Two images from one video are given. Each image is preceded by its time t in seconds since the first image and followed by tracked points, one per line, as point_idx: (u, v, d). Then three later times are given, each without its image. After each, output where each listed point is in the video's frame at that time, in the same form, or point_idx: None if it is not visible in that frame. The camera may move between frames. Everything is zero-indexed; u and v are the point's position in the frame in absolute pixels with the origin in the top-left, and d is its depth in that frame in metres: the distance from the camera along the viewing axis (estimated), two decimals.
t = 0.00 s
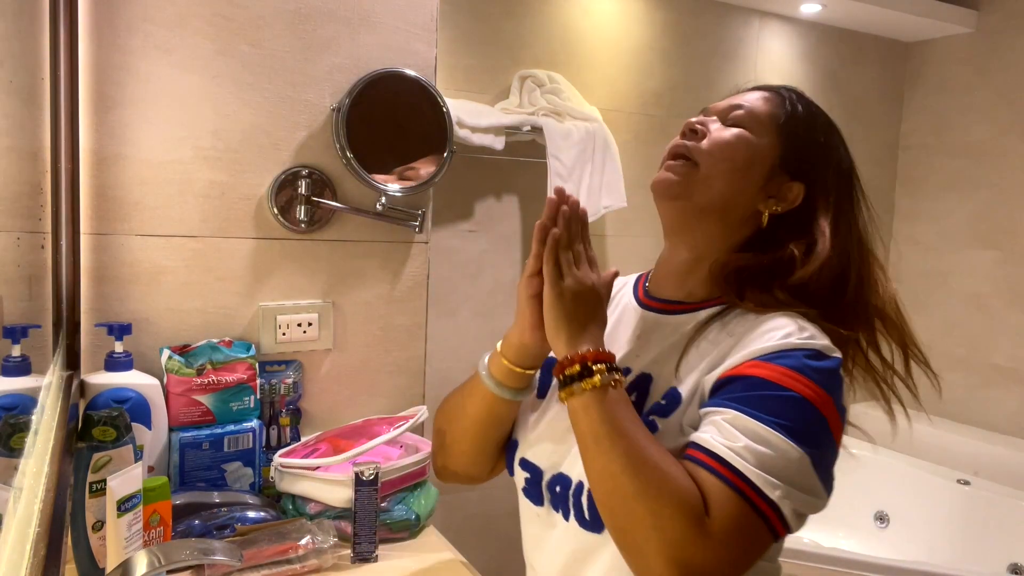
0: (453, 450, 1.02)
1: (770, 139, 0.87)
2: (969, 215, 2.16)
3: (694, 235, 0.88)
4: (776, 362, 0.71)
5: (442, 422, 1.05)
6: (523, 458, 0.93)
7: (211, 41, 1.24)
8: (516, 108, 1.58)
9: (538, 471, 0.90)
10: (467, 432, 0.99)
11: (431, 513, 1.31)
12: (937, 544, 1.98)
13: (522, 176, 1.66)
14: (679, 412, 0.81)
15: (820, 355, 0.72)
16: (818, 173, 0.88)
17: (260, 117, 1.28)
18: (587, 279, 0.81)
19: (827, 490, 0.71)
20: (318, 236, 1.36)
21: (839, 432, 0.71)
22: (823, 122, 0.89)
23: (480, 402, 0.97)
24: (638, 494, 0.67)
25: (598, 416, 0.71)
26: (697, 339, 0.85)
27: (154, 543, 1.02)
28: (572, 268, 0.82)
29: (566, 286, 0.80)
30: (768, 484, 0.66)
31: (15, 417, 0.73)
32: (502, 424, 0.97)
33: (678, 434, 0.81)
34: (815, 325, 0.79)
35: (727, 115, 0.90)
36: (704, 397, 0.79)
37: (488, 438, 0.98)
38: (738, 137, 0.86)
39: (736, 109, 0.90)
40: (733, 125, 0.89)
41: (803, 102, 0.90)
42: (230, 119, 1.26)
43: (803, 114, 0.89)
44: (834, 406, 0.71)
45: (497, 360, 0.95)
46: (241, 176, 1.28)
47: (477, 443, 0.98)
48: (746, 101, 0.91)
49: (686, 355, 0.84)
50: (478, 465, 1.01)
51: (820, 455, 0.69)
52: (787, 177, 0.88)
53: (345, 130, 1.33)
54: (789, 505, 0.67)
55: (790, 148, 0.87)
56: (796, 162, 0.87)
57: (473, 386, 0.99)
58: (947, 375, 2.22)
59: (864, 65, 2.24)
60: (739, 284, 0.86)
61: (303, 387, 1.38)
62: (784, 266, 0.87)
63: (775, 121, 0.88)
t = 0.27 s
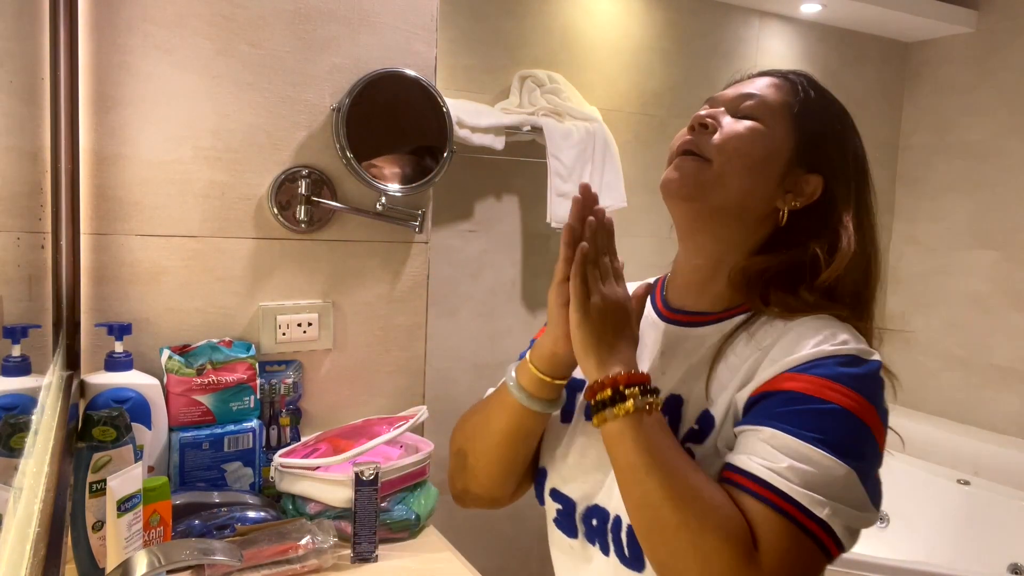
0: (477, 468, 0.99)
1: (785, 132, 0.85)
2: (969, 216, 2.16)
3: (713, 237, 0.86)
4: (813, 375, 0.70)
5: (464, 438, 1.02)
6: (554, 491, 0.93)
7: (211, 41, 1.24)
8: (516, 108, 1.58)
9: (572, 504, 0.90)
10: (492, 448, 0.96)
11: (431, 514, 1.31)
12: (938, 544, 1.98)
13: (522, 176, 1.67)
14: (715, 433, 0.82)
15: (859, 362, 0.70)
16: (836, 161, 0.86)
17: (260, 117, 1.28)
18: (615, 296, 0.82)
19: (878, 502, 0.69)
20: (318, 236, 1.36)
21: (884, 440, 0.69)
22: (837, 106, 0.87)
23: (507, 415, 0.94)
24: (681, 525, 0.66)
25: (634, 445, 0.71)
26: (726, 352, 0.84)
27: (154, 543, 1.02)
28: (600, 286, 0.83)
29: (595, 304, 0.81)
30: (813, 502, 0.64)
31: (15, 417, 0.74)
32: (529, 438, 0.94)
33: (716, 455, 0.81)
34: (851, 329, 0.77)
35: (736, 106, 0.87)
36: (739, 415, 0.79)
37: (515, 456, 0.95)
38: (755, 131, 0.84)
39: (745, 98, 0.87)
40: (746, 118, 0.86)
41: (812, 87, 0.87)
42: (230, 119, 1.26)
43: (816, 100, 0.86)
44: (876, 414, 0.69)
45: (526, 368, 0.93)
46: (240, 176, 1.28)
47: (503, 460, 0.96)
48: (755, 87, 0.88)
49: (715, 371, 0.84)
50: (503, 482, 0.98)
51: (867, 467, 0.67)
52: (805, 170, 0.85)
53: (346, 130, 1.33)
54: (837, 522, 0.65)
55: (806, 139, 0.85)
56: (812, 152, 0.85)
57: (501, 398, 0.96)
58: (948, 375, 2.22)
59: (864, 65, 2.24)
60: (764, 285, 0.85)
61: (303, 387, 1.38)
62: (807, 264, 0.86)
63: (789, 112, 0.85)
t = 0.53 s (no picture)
0: (486, 480, 0.98)
1: (779, 127, 0.84)
2: (969, 216, 2.16)
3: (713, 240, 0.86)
4: (815, 382, 0.68)
5: (470, 451, 1.01)
6: (563, 502, 0.92)
7: (211, 41, 1.24)
8: (516, 108, 1.58)
9: (580, 515, 0.90)
10: (502, 462, 0.95)
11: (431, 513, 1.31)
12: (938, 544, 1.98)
13: (522, 176, 1.67)
14: (721, 446, 0.79)
15: (862, 366, 0.69)
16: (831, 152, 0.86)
17: (260, 117, 1.28)
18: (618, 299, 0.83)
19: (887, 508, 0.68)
20: (318, 236, 1.36)
21: (891, 445, 0.67)
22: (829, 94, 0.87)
23: (516, 428, 0.93)
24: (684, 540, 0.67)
25: (642, 458, 0.71)
26: (728, 361, 0.82)
27: (154, 543, 1.02)
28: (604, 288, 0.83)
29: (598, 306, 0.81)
30: (816, 511, 0.63)
31: (15, 417, 0.74)
32: (538, 451, 0.94)
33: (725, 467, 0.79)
34: (856, 329, 0.75)
35: (728, 103, 0.86)
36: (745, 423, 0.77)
37: (525, 467, 0.95)
38: (749, 128, 0.83)
39: (736, 94, 0.86)
40: (738, 116, 0.85)
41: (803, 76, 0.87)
42: (230, 119, 1.26)
43: (808, 90, 0.86)
44: (881, 418, 0.67)
45: (531, 377, 0.92)
46: (240, 176, 1.28)
47: (514, 472, 0.95)
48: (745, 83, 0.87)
49: (719, 378, 0.82)
50: (514, 494, 0.97)
51: (873, 473, 0.65)
52: (800, 166, 0.85)
53: (346, 130, 1.33)
54: (842, 530, 0.64)
55: (800, 132, 0.85)
56: (806, 146, 0.85)
57: (508, 409, 0.96)
58: (948, 376, 2.22)
59: (864, 65, 2.24)
60: (768, 285, 0.84)
61: (303, 387, 1.38)
62: (807, 263, 0.86)
63: (782, 106, 0.85)
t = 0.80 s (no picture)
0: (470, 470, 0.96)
1: (756, 128, 0.84)
2: (969, 215, 2.16)
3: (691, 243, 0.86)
4: (790, 379, 0.67)
5: (457, 441, 0.99)
6: (544, 494, 0.90)
7: (211, 41, 1.24)
8: (516, 108, 1.58)
9: (561, 507, 0.87)
10: (486, 453, 0.93)
11: (431, 513, 1.32)
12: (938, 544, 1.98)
13: (522, 176, 1.67)
14: (698, 444, 0.78)
15: (837, 364, 0.68)
16: (807, 151, 0.86)
17: (260, 117, 1.28)
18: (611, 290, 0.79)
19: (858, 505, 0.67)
20: (319, 236, 1.36)
21: (865, 443, 0.66)
22: (803, 91, 0.86)
23: (502, 422, 0.91)
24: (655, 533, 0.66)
25: (620, 451, 0.70)
26: (708, 359, 0.81)
27: (154, 543, 1.02)
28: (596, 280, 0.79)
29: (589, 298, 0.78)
30: (785, 505, 0.62)
31: (15, 417, 0.74)
32: (524, 446, 0.91)
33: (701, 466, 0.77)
34: (834, 327, 0.74)
35: (704, 104, 0.85)
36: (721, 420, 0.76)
37: (510, 463, 0.92)
38: (727, 132, 0.83)
39: (712, 95, 0.85)
40: (715, 118, 0.84)
41: (777, 76, 0.86)
42: (230, 119, 1.26)
43: (782, 89, 0.85)
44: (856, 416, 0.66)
45: (521, 374, 0.90)
46: (241, 176, 1.28)
47: (498, 467, 0.93)
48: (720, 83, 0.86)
49: (698, 377, 0.81)
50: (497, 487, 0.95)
51: (845, 470, 0.64)
52: (777, 165, 0.85)
53: (346, 130, 1.33)
54: (812, 525, 0.63)
55: (777, 132, 0.84)
56: (783, 146, 0.85)
57: (496, 404, 0.93)
58: (948, 375, 2.22)
59: (864, 65, 2.24)
60: (747, 286, 0.84)
61: (303, 387, 1.38)
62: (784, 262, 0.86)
63: (758, 107, 0.84)
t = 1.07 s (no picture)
0: (457, 431, 0.90)
1: (728, 132, 0.77)
2: (969, 215, 2.16)
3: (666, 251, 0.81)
4: (759, 358, 0.65)
5: (446, 403, 0.92)
6: (530, 481, 0.87)
7: (211, 41, 1.24)
8: (516, 108, 1.58)
9: (546, 494, 0.84)
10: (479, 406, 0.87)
11: (431, 514, 1.31)
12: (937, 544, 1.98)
13: (521, 176, 1.66)
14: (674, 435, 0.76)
15: (808, 348, 0.66)
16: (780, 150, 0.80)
17: (261, 118, 1.28)
18: (644, 239, 0.72)
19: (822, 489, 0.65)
20: (319, 236, 1.36)
21: (832, 431, 0.64)
22: (772, 86, 0.80)
23: (500, 369, 0.86)
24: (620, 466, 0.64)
25: (605, 392, 0.67)
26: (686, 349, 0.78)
27: (154, 543, 1.02)
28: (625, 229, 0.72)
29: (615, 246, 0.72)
30: (749, 470, 0.60)
31: (15, 417, 0.73)
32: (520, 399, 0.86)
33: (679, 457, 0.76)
34: (809, 319, 0.73)
35: (672, 107, 0.78)
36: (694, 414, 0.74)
37: (503, 419, 0.86)
38: (697, 139, 0.76)
39: (681, 98, 0.78)
40: (684, 123, 0.77)
41: (746, 73, 0.79)
42: (230, 119, 1.26)
43: (751, 87, 0.79)
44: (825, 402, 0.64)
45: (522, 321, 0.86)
46: (241, 176, 1.28)
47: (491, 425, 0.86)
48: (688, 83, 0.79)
49: (671, 369, 0.78)
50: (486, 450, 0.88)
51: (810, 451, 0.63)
52: (750, 166, 0.79)
53: (346, 130, 1.33)
54: (773, 495, 0.61)
55: (750, 134, 0.78)
56: (755, 147, 0.79)
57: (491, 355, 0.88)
58: (947, 375, 2.22)
59: (864, 66, 2.24)
60: (724, 289, 0.80)
61: (303, 387, 1.38)
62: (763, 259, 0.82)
63: (729, 109, 0.78)
